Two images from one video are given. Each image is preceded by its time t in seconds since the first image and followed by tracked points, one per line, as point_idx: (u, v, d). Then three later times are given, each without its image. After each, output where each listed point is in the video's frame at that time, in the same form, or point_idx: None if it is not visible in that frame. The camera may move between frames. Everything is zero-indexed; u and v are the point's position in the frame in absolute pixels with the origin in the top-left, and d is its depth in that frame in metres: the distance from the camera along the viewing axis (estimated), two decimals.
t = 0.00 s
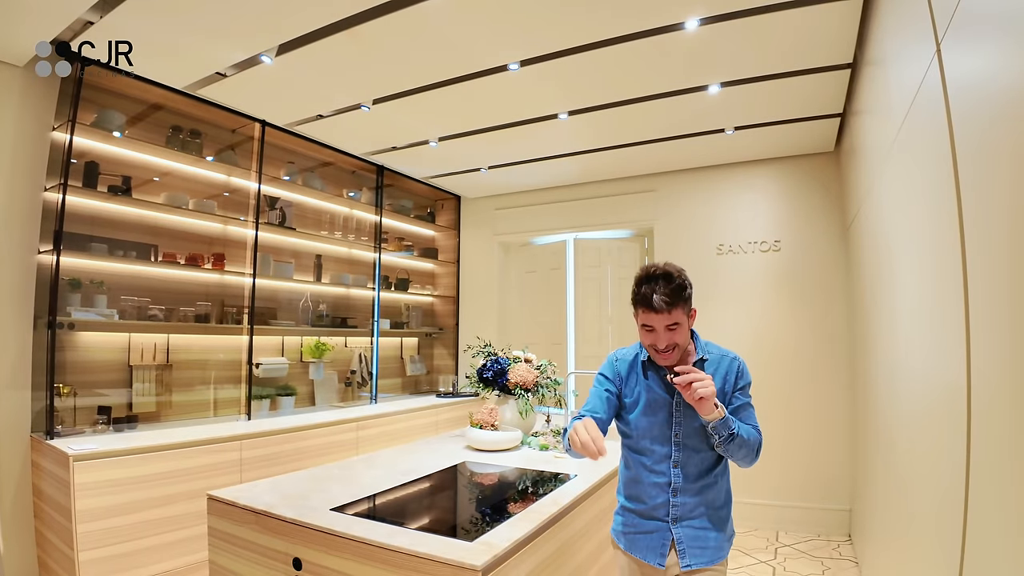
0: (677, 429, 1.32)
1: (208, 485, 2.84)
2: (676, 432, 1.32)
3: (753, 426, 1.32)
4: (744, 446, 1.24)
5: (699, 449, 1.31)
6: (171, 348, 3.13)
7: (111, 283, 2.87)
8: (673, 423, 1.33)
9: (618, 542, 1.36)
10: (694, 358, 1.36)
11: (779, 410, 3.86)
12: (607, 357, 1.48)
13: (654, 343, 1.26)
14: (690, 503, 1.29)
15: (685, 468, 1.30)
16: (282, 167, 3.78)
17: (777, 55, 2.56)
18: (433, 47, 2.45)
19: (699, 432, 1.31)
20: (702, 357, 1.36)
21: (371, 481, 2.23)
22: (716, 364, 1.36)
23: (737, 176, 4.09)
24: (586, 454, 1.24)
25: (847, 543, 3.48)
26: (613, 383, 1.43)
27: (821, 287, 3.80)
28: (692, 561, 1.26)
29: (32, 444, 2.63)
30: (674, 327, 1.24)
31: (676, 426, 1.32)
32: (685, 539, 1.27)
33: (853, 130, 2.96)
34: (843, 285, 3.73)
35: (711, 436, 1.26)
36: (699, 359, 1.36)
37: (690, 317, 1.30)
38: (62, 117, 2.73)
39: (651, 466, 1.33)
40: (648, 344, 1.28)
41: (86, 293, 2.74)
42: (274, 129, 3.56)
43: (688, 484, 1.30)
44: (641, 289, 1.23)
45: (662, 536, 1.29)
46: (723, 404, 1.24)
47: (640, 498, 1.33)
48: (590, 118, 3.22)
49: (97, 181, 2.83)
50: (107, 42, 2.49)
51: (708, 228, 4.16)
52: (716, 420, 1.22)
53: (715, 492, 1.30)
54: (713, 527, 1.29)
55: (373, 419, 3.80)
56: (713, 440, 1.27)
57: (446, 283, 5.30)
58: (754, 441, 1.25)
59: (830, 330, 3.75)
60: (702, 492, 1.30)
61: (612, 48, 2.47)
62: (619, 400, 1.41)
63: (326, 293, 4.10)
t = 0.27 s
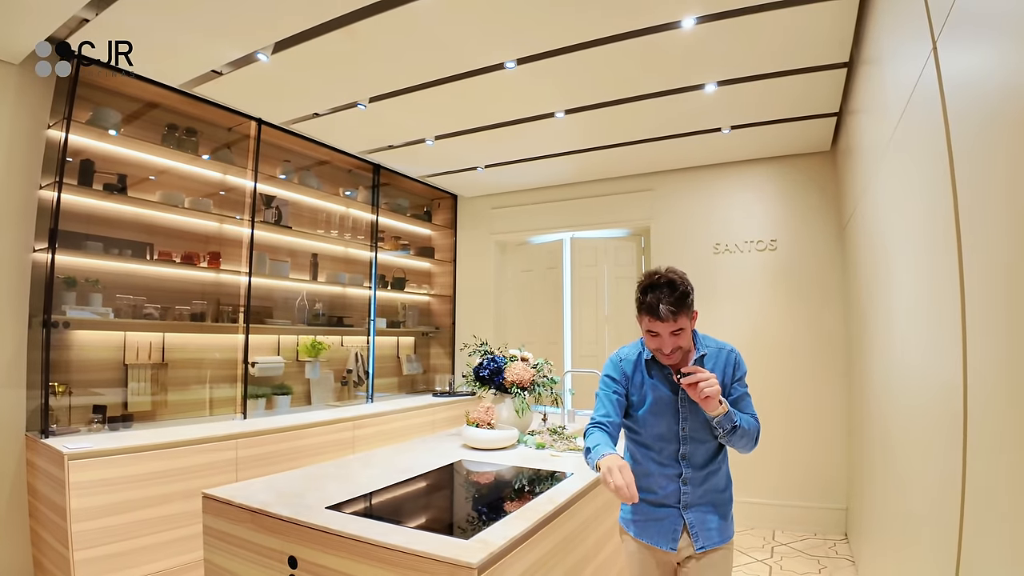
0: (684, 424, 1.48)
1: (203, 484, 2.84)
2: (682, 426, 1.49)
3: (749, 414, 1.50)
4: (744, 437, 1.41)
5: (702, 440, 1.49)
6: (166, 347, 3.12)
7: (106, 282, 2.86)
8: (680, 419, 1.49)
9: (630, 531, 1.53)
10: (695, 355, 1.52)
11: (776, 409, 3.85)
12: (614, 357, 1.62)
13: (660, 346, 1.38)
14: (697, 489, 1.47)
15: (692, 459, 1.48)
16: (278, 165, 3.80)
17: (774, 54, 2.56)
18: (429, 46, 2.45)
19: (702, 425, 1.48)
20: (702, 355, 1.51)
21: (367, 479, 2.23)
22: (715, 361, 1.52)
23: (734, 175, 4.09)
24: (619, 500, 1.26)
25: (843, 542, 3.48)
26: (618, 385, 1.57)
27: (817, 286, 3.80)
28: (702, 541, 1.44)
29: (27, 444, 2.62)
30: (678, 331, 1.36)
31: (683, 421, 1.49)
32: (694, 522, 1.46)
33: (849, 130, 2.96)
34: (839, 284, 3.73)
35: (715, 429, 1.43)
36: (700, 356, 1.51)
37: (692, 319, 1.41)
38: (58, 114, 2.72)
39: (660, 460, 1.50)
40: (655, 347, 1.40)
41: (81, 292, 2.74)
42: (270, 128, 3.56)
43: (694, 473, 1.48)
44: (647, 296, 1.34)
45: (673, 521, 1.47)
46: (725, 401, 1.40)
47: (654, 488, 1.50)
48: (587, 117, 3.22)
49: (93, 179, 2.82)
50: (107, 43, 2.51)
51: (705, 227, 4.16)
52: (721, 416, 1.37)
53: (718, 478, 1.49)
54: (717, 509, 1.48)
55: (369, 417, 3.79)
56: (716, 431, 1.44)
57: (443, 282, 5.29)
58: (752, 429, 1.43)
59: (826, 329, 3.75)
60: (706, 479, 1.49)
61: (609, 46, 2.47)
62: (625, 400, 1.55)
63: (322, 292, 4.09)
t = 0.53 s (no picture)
0: (694, 417, 1.55)
1: (199, 481, 2.83)
2: (693, 420, 1.55)
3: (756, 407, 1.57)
4: (751, 429, 1.48)
5: (712, 434, 1.55)
6: (163, 344, 3.11)
7: (103, 279, 2.85)
8: (690, 412, 1.55)
9: (641, 523, 1.58)
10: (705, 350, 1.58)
11: (774, 407, 3.85)
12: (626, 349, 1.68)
13: (672, 342, 1.43)
14: (706, 482, 1.53)
15: (701, 452, 1.54)
16: (275, 162, 3.82)
17: (772, 50, 2.56)
18: (426, 42, 2.44)
19: (711, 418, 1.55)
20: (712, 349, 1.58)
21: (363, 476, 2.22)
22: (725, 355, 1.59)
23: (732, 173, 4.09)
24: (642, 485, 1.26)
25: (841, 539, 3.47)
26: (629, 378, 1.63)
27: (815, 284, 3.80)
28: (711, 532, 1.51)
29: (23, 441, 2.61)
30: (688, 327, 1.40)
31: (693, 415, 1.55)
32: (703, 513, 1.51)
33: (847, 127, 2.95)
34: (837, 282, 3.73)
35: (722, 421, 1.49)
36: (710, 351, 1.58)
37: (702, 314, 1.45)
38: (54, 111, 2.71)
39: (669, 453, 1.56)
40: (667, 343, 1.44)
41: (78, 289, 2.72)
42: (267, 125, 3.58)
43: (704, 466, 1.53)
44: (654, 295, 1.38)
45: (683, 513, 1.53)
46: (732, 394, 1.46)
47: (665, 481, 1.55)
48: (584, 114, 3.22)
49: (90, 176, 2.82)
50: (107, 42, 2.53)
51: (703, 225, 4.16)
52: (729, 408, 1.43)
53: (727, 471, 1.55)
54: (725, 501, 1.54)
55: (366, 415, 3.78)
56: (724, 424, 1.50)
57: (441, 281, 5.29)
58: (759, 422, 1.50)
59: (824, 327, 3.75)
60: (715, 472, 1.55)
61: (606, 42, 2.46)
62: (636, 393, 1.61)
63: (320, 290, 4.09)
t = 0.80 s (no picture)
0: (710, 409, 1.68)
1: (195, 477, 2.82)
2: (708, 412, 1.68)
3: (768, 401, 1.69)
4: (762, 422, 1.59)
5: (725, 425, 1.68)
6: (160, 340, 3.11)
7: (98, 275, 2.85)
8: (705, 405, 1.68)
9: (654, 511, 1.70)
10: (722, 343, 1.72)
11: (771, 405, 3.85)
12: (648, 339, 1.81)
13: (688, 331, 1.60)
14: (719, 474, 1.65)
15: (714, 445, 1.66)
16: (272, 159, 3.79)
17: (768, 47, 2.57)
18: (423, 37, 2.45)
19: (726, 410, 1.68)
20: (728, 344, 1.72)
21: (359, 471, 2.22)
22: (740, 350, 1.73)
23: (728, 170, 4.09)
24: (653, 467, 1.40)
25: (837, 536, 3.48)
26: (651, 369, 1.75)
27: (811, 281, 3.80)
28: (721, 520, 1.63)
29: (19, 437, 2.61)
30: (701, 316, 1.57)
31: (709, 407, 1.68)
32: (715, 503, 1.64)
33: (843, 124, 2.96)
34: (833, 279, 3.74)
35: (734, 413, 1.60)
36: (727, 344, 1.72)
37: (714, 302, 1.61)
38: (50, 107, 2.71)
39: (685, 445, 1.69)
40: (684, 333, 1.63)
41: (74, 284, 2.72)
42: (262, 120, 3.58)
43: (717, 458, 1.66)
44: (665, 286, 1.56)
45: (695, 503, 1.65)
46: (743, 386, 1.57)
47: (680, 470, 1.68)
48: (581, 111, 3.22)
49: (86, 172, 2.81)
50: (108, 43, 2.58)
51: (699, 223, 4.16)
52: (740, 399, 1.54)
53: (738, 463, 1.68)
54: (736, 492, 1.67)
55: (363, 412, 3.78)
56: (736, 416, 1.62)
57: (438, 278, 5.29)
58: (771, 415, 1.62)
59: (819, 324, 3.76)
60: (727, 463, 1.67)
61: (602, 38, 2.47)
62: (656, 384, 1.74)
63: (316, 287, 4.09)
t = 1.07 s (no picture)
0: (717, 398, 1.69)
1: (189, 472, 2.82)
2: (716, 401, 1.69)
3: (777, 389, 1.70)
4: (771, 410, 1.59)
5: (733, 414, 1.69)
6: (154, 336, 3.10)
7: (92, 269, 2.84)
8: (714, 394, 1.70)
9: (661, 498, 1.72)
10: (731, 332, 1.74)
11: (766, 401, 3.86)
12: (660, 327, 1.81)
13: (693, 321, 1.62)
14: (726, 461, 1.67)
15: (723, 433, 1.68)
16: (267, 154, 3.78)
17: (762, 41, 2.57)
18: (417, 31, 2.45)
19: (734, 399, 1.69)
20: (737, 332, 1.73)
21: (352, 464, 2.22)
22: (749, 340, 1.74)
23: (723, 166, 4.10)
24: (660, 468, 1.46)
25: (832, 531, 3.49)
26: (662, 357, 1.76)
27: (807, 277, 3.80)
28: (727, 507, 1.65)
29: (12, 433, 2.60)
30: (704, 303, 1.60)
31: (717, 396, 1.69)
32: (721, 490, 1.65)
33: (838, 119, 2.97)
34: (828, 274, 3.74)
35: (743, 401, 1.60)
36: (736, 333, 1.73)
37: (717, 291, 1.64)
38: (43, 101, 2.68)
39: (693, 432, 1.70)
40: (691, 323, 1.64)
41: (67, 279, 2.71)
42: (258, 116, 3.58)
43: (725, 446, 1.67)
44: (663, 278, 1.60)
45: (701, 490, 1.67)
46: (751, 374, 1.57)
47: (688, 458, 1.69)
48: (576, 106, 3.22)
49: (79, 166, 2.80)
50: (108, 43, 2.64)
51: (695, 219, 4.17)
52: (746, 386, 1.54)
53: (745, 452, 1.69)
54: (743, 480, 1.68)
55: (358, 407, 3.78)
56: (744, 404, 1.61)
57: (433, 274, 5.28)
58: (780, 404, 1.62)
59: (814, 319, 3.77)
60: (735, 452, 1.69)
61: (597, 32, 2.47)
62: (668, 372, 1.74)
63: (311, 282, 4.08)
